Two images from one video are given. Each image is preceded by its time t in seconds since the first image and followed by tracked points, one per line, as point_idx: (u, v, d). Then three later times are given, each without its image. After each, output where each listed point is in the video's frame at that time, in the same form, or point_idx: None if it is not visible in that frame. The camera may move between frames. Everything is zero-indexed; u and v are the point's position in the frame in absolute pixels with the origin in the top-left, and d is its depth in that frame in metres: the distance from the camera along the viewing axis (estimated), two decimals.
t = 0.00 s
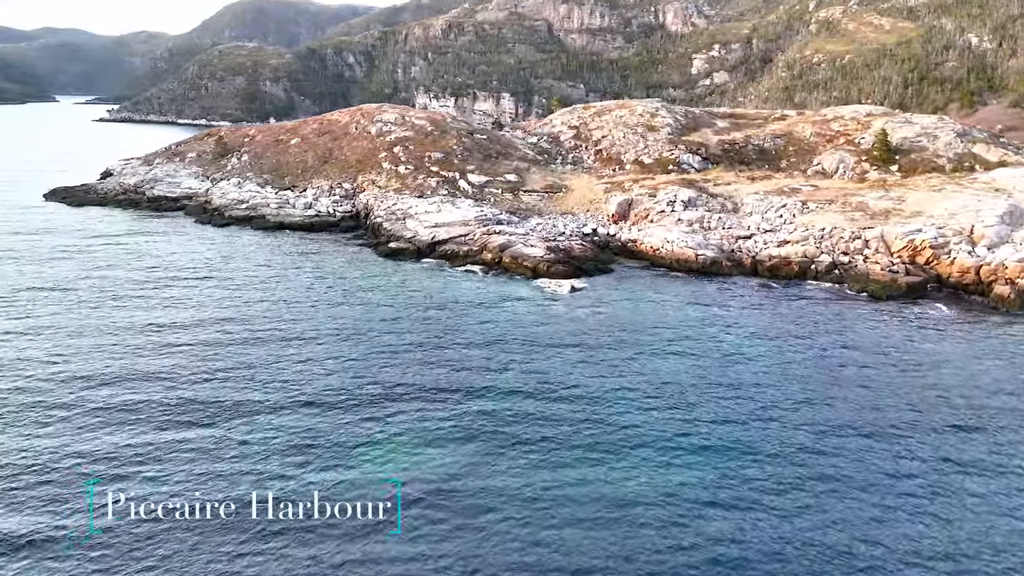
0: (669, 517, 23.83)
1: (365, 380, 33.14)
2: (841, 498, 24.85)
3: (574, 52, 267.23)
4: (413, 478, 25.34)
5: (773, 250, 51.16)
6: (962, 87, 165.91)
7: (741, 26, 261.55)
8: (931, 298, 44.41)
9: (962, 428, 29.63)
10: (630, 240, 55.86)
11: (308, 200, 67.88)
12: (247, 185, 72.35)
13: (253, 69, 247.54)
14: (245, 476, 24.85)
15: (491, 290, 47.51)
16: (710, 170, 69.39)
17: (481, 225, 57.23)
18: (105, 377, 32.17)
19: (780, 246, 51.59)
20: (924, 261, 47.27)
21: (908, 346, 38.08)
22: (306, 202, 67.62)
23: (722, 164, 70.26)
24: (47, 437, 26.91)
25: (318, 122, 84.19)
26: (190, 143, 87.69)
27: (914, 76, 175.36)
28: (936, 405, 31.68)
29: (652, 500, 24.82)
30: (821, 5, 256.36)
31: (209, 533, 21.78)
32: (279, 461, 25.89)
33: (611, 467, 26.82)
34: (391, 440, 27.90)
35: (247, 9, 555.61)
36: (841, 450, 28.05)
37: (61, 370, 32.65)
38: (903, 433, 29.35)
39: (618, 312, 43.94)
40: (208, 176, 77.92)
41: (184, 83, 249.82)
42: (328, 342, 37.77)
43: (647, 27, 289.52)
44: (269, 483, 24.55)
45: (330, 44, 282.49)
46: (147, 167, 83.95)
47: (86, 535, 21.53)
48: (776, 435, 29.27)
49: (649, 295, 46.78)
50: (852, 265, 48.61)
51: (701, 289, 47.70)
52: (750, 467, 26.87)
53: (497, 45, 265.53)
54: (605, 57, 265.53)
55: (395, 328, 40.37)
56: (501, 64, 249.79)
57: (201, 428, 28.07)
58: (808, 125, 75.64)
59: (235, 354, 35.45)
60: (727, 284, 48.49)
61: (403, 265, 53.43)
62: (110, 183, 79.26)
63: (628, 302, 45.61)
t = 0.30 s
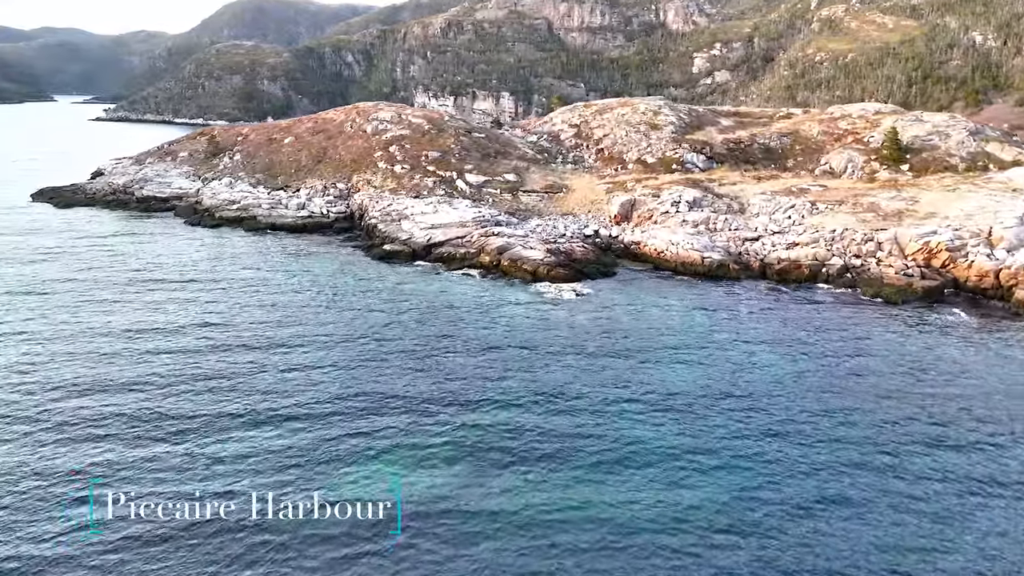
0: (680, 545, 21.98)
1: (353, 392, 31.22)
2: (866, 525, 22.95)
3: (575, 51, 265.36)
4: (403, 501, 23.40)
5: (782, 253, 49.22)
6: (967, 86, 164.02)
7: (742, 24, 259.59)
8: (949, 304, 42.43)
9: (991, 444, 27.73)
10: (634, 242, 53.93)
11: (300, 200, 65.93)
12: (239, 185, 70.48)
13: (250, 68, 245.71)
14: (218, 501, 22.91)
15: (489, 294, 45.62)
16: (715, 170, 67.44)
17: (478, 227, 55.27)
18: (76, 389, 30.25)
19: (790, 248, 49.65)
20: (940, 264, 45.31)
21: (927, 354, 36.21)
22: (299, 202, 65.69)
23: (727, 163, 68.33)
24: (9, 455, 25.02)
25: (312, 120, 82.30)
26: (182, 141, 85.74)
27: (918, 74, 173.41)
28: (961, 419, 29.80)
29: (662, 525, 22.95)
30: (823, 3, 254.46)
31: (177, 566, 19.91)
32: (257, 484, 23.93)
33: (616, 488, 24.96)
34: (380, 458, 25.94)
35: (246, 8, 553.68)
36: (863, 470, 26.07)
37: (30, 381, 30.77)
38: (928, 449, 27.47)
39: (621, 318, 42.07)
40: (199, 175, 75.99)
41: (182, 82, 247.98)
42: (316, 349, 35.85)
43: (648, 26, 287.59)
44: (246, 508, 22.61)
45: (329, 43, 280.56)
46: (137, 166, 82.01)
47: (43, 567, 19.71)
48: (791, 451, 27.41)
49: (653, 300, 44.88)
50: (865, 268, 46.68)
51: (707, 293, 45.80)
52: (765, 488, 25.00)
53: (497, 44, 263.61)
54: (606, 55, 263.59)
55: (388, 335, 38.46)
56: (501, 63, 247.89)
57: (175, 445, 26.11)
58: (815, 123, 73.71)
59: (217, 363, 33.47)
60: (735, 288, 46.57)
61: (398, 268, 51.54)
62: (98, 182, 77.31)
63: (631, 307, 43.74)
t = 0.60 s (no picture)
0: None
1: (341, 403, 29.32)
2: (894, 554, 21.06)
3: (575, 50, 263.49)
4: (390, 529, 21.48)
5: (792, 256, 47.33)
6: (972, 84, 162.08)
7: (744, 23, 257.72)
8: (969, 309, 40.50)
9: None
10: (637, 245, 52.05)
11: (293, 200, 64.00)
12: (230, 185, 68.58)
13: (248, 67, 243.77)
14: (189, 529, 20.99)
15: (487, 299, 43.74)
16: (720, 169, 65.58)
17: (476, 228, 53.32)
18: (44, 401, 28.32)
19: (799, 251, 47.77)
20: (958, 267, 43.37)
21: (948, 363, 34.29)
22: (292, 203, 63.76)
23: (732, 162, 66.39)
24: None
25: (307, 119, 80.42)
26: (174, 140, 83.79)
27: (922, 73, 171.53)
28: (990, 434, 27.87)
29: (671, 554, 21.04)
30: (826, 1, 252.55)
31: None
32: (232, 509, 22.02)
33: (622, 511, 23.09)
34: (367, 479, 24.01)
35: (245, 7, 552.15)
36: (889, 493, 24.13)
37: None
38: (957, 468, 25.55)
39: (624, 324, 40.21)
40: (190, 175, 74.07)
41: (179, 81, 246.11)
42: (303, 357, 33.94)
43: (649, 24, 285.85)
44: (219, 538, 20.68)
45: (328, 41, 278.66)
46: (128, 166, 80.07)
47: None
48: (810, 470, 25.51)
49: (658, 305, 43.02)
50: (878, 272, 44.75)
51: (714, 298, 43.94)
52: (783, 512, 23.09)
53: (496, 42, 261.63)
54: (606, 54, 261.81)
55: (379, 342, 36.56)
56: (500, 61, 245.94)
57: (146, 464, 24.19)
58: (822, 122, 71.78)
59: (196, 372, 31.52)
60: (742, 293, 44.68)
61: (392, 272, 49.63)
62: (87, 182, 75.36)
63: (635, 313, 41.88)
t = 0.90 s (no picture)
0: None
1: (326, 418, 27.36)
2: None
3: (575, 49, 261.51)
4: (374, 560, 19.51)
5: (802, 259, 45.43)
6: (977, 83, 160.08)
7: (746, 22, 255.70)
8: (990, 316, 38.57)
9: None
10: (641, 247, 50.14)
11: (285, 201, 62.06)
12: (221, 185, 66.63)
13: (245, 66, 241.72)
14: (150, 562, 19.03)
15: (483, 304, 41.79)
16: (725, 169, 63.66)
17: (474, 230, 51.36)
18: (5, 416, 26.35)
19: (810, 254, 45.87)
20: (977, 272, 41.45)
21: (973, 374, 32.29)
22: (284, 203, 61.82)
23: (738, 161, 64.46)
24: None
25: (301, 118, 78.51)
26: (164, 139, 81.82)
27: (926, 72, 169.57)
28: None
29: None
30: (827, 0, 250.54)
31: None
32: (200, 539, 20.04)
33: (627, 539, 21.11)
34: (351, 502, 22.04)
35: (244, 7, 550.34)
36: (920, 517, 22.11)
37: None
38: (991, 489, 23.55)
39: (628, 331, 38.27)
40: (180, 174, 72.10)
41: (176, 80, 244.12)
42: (287, 367, 31.98)
43: (649, 23, 283.77)
44: (183, 574, 18.73)
45: (326, 40, 276.60)
46: (117, 165, 78.08)
47: None
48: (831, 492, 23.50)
49: (662, 311, 41.09)
50: (893, 276, 42.84)
51: (722, 303, 42.00)
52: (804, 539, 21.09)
53: (496, 41, 259.57)
54: (607, 53, 259.85)
55: (369, 350, 34.59)
56: (500, 60, 243.90)
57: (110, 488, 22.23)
58: (830, 120, 69.84)
59: (173, 383, 29.51)
60: (751, 298, 42.74)
61: (386, 275, 47.67)
62: (74, 181, 73.37)
63: (639, 319, 39.93)
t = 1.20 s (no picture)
0: None
1: (308, 436, 25.38)
2: None
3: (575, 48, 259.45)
4: None
5: (814, 263, 43.49)
6: (983, 81, 157.89)
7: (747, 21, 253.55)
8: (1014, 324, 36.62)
9: None
10: (644, 251, 48.22)
11: (277, 202, 60.11)
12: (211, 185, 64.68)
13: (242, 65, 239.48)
14: None
15: (480, 311, 39.83)
16: (731, 169, 61.71)
17: (471, 232, 49.46)
18: None
19: (822, 258, 43.94)
20: (998, 277, 39.51)
21: (1000, 385, 30.31)
22: (275, 204, 59.87)
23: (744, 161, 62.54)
24: None
25: (295, 116, 76.63)
26: (155, 138, 79.83)
27: (930, 71, 167.61)
28: None
29: None
30: None
31: None
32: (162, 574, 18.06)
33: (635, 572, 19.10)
34: (332, 529, 20.12)
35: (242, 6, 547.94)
36: (956, 547, 20.19)
37: None
38: None
39: (632, 339, 36.29)
40: (170, 174, 70.11)
41: (173, 80, 241.81)
42: (270, 378, 30.00)
43: (650, 22, 281.61)
44: None
45: (324, 39, 274.30)
46: (107, 165, 76.04)
47: None
48: (857, 519, 21.50)
49: (668, 318, 39.15)
50: (910, 281, 40.90)
51: (730, 310, 40.06)
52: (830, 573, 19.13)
53: (495, 40, 257.35)
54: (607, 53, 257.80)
55: (358, 360, 32.61)
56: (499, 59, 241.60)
57: (71, 514, 20.36)
58: (839, 119, 67.89)
59: (147, 396, 27.60)
60: (760, 304, 40.79)
61: (379, 280, 45.72)
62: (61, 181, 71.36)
63: (644, 326, 37.99)
